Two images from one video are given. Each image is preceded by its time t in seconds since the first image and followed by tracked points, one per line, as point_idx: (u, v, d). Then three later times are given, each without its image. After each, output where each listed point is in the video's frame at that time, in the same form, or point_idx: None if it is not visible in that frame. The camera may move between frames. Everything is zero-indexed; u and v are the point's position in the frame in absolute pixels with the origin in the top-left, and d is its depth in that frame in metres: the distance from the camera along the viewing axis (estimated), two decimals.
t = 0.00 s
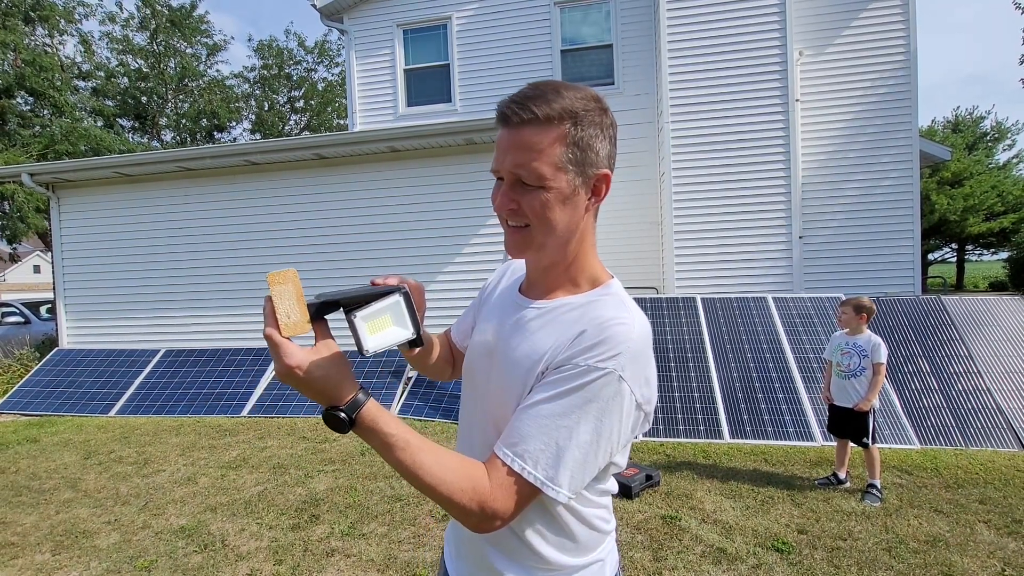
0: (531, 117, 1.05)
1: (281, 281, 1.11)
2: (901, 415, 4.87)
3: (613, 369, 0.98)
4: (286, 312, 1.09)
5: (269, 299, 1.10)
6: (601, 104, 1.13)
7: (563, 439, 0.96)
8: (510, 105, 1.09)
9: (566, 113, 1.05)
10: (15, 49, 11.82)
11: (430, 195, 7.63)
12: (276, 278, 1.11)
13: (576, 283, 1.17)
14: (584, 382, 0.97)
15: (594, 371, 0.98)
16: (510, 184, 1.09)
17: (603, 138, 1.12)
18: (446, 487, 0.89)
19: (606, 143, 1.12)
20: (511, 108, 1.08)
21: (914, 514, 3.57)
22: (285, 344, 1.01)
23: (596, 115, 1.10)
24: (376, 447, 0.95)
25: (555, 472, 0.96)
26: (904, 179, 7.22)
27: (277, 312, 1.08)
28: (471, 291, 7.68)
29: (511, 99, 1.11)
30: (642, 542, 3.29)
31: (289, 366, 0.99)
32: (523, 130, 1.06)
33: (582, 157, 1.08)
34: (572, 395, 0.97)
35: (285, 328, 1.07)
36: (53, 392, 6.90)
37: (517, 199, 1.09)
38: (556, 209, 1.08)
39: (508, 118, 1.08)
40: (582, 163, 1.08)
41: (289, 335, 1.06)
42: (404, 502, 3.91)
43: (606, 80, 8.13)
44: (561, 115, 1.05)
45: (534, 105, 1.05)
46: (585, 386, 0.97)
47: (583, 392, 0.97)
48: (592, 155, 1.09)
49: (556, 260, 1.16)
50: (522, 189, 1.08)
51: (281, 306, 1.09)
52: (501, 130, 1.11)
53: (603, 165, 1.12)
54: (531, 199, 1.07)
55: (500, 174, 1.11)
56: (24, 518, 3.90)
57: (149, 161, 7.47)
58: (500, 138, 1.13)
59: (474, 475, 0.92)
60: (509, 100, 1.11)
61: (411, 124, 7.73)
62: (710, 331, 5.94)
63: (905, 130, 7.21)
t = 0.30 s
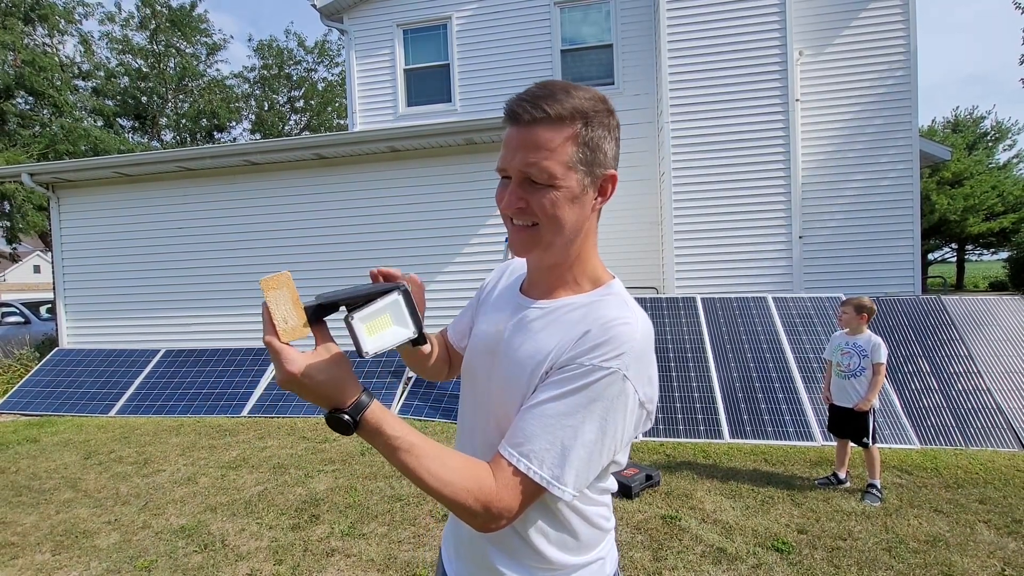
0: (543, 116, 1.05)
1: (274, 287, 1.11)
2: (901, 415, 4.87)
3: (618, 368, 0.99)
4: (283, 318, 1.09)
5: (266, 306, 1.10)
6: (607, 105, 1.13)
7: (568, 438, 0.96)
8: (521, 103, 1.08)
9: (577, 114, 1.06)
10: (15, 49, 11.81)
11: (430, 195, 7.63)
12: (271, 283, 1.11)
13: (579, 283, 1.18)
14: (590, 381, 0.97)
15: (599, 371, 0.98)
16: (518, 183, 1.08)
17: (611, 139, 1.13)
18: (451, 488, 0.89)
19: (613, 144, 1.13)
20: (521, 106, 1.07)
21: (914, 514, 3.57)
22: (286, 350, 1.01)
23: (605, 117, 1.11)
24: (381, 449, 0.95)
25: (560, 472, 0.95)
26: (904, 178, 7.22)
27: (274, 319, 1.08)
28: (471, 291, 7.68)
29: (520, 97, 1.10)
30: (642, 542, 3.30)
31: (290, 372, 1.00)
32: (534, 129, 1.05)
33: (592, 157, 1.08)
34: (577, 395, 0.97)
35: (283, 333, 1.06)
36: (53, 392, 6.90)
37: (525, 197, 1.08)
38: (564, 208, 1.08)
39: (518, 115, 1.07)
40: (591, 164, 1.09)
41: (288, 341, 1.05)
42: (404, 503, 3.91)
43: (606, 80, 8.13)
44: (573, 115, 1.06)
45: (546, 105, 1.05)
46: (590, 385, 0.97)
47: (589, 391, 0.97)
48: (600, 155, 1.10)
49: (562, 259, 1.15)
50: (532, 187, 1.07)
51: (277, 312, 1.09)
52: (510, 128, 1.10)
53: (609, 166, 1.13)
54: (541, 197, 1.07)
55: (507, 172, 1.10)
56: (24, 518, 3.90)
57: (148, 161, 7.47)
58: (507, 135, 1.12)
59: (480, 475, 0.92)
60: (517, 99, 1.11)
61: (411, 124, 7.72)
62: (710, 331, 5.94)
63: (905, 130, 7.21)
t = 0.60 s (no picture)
0: (570, 108, 1.06)
1: (316, 269, 1.16)
2: (902, 415, 4.87)
3: (625, 363, 0.99)
4: (321, 301, 1.13)
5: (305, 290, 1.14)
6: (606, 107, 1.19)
7: (581, 435, 0.95)
8: (541, 97, 1.08)
9: (596, 109, 1.10)
10: (15, 49, 11.81)
11: (430, 195, 7.63)
12: (312, 267, 1.16)
13: (583, 280, 1.19)
14: (598, 376, 0.97)
15: (606, 367, 0.98)
16: (546, 173, 1.07)
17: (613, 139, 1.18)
18: (474, 491, 0.89)
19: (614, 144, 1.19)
20: (542, 98, 1.07)
21: (915, 514, 3.57)
22: (320, 332, 1.03)
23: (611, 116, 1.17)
24: (403, 444, 0.93)
25: (573, 470, 0.95)
26: (904, 179, 7.22)
27: (312, 301, 1.12)
28: (471, 291, 7.68)
29: (536, 92, 1.10)
30: (642, 542, 3.30)
31: (322, 356, 1.00)
32: (561, 119, 1.06)
33: (608, 152, 1.13)
34: (588, 391, 0.97)
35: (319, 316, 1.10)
36: (53, 392, 6.90)
37: (555, 188, 1.07)
38: (591, 200, 1.10)
39: (541, 107, 1.07)
40: (607, 159, 1.13)
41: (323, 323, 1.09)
42: (404, 503, 3.91)
43: (606, 80, 8.13)
44: (595, 110, 1.10)
45: (569, 98, 1.07)
46: (600, 381, 0.97)
47: (598, 387, 0.97)
48: (613, 152, 1.15)
49: (575, 254, 1.16)
50: (564, 177, 1.07)
51: (316, 295, 1.13)
52: (526, 121, 1.09)
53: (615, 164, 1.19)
54: (572, 187, 1.07)
55: (530, 165, 1.08)
56: (24, 518, 3.90)
57: (148, 161, 7.47)
58: (522, 129, 1.10)
59: (500, 477, 0.92)
60: (531, 93, 1.11)
61: (411, 124, 7.73)
62: (710, 331, 5.95)
63: (905, 130, 7.21)
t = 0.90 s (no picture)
0: (568, 107, 1.06)
1: (359, 263, 1.06)
2: (902, 415, 4.87)
3: (632, 358, 0.99)
4: (362, 296, 1.03)
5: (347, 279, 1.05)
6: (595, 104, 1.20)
7: (596, 434, 0.95)
8: (538, 96, 1.08)
9: (591, 109, 1.10)
10: (15, 49, 11.80)
11: (429, 195, 7.63)
12: (357, 259, 1.06)
13: (582, 277, 1.19)
14: (608, 374, 0.97)
15: (614, 363, 0.98)
16: (547, 174, 1.07)
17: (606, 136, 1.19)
18: (502, 492, 0.89)
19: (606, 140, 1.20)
20: (540, 98, 1.07)
21: (915, 514, 3.57)
22: (360, 330, 0.96)
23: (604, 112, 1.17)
24: (433, 446, 0.90)
25: (591, 470, 0.94)
26: (904, 178, 7.21)
27: (353, 295, 1.03)
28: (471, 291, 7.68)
29: (532, 92, 1.10)
30: (641, 542, 3.29)
31: (357, 352, 0.95)
32: (559, 119, 1.05)
33: (604, 149, 1.13)
34: (598, 389, 0.97)
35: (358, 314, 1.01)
36: (53, 392, 6.90)
37: (556, 189, 1.07)
38: (590, 198, 1.10)
39: (539, 107, 1.06)
40: (604, 156, 1.13)
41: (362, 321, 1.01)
42: (404, 502, 3.91)
43: (606, 79, 8.13)
44: (590, 109, 1.09)
45: (566, 97, 1.07)
46: (608, 379, 0.97)
47: (608, 384, 0.97)
48: (608, 149, 1.15)
49: (573, 251, 1.16)
50: (563, 176, 1.07)
51: (357, 289, 1.03)
52: (523, 122, 1.08)
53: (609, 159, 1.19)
54: (573, 187, 1.07)
55: (530, 165, 1.08)
56: (23, 518, 3.89)
57: (148, 161, 7.47)
58: (519, 129, 1.09)
59: (526, 478, 0.93)
60: (527, 93, 1.10)
61: (410, 123, 7.72)
62: (710, 331, 5.94)
63: (905, 130, 7.20)
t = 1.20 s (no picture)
0: (568, 111, 1.06)
1: (381, 262, 1.01)
2: (902, 415, 4.87)
3: (639, 355, 1.00)
4: (384, 294, 0.99)
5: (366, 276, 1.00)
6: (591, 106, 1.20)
7: (608, 431, 0.95)
8: (536, 98, 1.07)
9: (590, 112, 1.10)
10: (15, 49, 11.81)
11: (429, 195, 7.63)
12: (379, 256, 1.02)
13: (582, 276, 1.20)
14: (617, 372, 0.98)
15: (623, 361, 0.99)
16: (549, 178, 1.07)
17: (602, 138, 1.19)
18: (519, 494, 0.89)
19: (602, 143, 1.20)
20: (540, 103, 1.06)
21: (914, 514, 3.57)
22: (383, 329, 0.92)
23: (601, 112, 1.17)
24: (451, 448, 0.90)
25: (604, 469, 0.94)
26: (904, 179, 7.22)
27: (375, 294, 0.98)
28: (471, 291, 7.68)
29: (530, 94, 1.09)
30: (642, 542, 3.30)
31: (377, 353, 0.91)
32: (560, 123, 1.05)
33: (603, 151, 1.13)
34: (607, 387, 0.97)
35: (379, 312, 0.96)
36: (52, 392, 6.90)
37: (557, 192, 1.07)
38: (590, 201, 1.11)
39: (539, 109, 1.06)
40: (602, 157, 1.13)
41: (385, 319, 0.96)
42: (404, 502, 3.91)
43: (606, 80, 8.13)
44: (589, 111, 1.09)
45: (567, 102, 1.07)
46: (617, 377, 0.98)
47: (619, 382, 0.97)
48: (607, 149, 1.15)
49: (575, 252, 1.17)
50: (565, 180, 1.07)
51: (380, 288, 0.98)
52: (523, 125, 1.08)
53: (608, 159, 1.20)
54: (574, 190, 1.08)
55: (532, 169, 1.08)
56: (23, 518, 3.89)
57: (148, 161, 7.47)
58: (518, 133, 1.09)
59: (541, 479, 0.93)
60: (525, 96, 1.10)
61: (410, 124, 7.73)
62: (710, 331, 5.95)
63: (905, 130, 7.21)
